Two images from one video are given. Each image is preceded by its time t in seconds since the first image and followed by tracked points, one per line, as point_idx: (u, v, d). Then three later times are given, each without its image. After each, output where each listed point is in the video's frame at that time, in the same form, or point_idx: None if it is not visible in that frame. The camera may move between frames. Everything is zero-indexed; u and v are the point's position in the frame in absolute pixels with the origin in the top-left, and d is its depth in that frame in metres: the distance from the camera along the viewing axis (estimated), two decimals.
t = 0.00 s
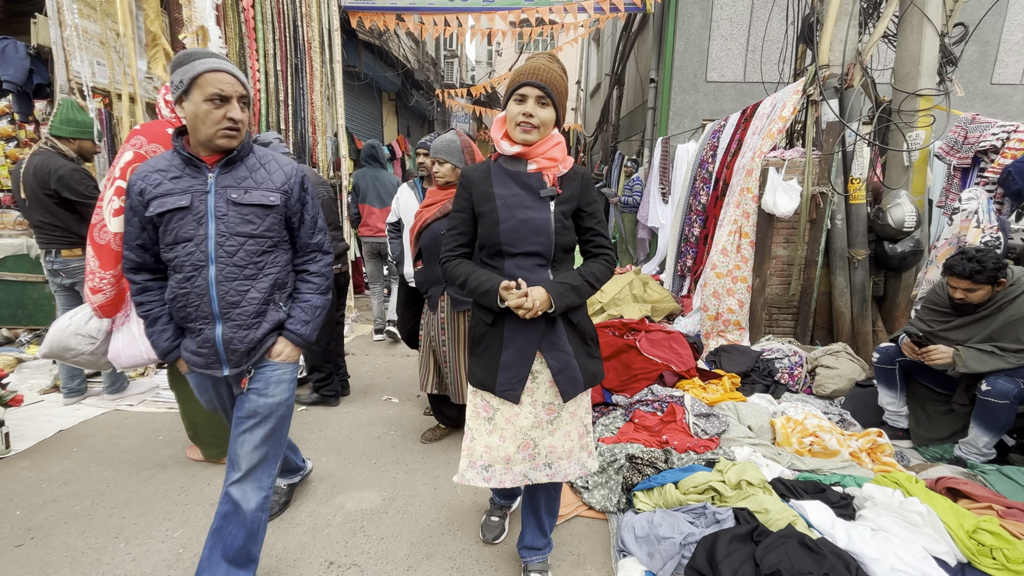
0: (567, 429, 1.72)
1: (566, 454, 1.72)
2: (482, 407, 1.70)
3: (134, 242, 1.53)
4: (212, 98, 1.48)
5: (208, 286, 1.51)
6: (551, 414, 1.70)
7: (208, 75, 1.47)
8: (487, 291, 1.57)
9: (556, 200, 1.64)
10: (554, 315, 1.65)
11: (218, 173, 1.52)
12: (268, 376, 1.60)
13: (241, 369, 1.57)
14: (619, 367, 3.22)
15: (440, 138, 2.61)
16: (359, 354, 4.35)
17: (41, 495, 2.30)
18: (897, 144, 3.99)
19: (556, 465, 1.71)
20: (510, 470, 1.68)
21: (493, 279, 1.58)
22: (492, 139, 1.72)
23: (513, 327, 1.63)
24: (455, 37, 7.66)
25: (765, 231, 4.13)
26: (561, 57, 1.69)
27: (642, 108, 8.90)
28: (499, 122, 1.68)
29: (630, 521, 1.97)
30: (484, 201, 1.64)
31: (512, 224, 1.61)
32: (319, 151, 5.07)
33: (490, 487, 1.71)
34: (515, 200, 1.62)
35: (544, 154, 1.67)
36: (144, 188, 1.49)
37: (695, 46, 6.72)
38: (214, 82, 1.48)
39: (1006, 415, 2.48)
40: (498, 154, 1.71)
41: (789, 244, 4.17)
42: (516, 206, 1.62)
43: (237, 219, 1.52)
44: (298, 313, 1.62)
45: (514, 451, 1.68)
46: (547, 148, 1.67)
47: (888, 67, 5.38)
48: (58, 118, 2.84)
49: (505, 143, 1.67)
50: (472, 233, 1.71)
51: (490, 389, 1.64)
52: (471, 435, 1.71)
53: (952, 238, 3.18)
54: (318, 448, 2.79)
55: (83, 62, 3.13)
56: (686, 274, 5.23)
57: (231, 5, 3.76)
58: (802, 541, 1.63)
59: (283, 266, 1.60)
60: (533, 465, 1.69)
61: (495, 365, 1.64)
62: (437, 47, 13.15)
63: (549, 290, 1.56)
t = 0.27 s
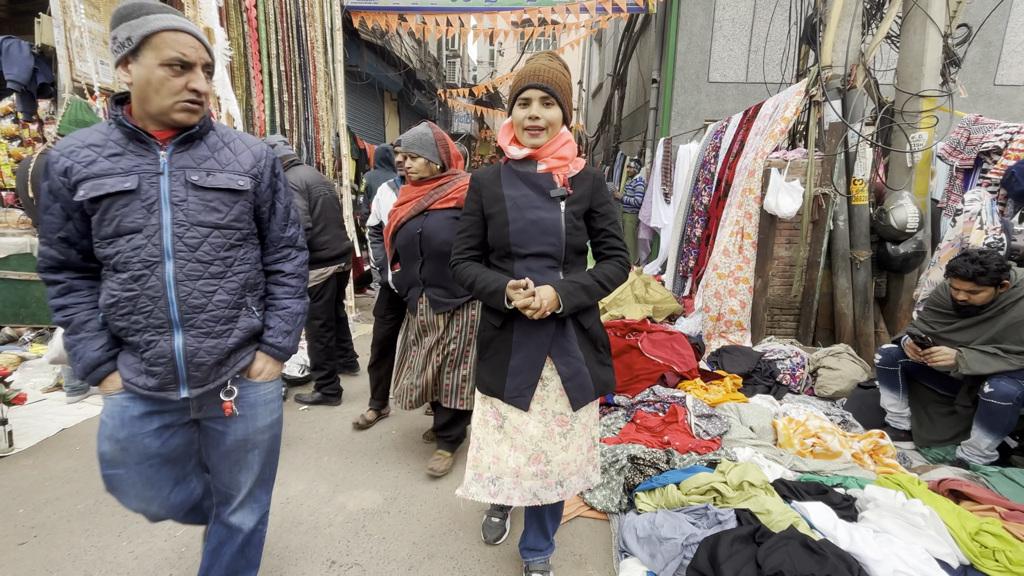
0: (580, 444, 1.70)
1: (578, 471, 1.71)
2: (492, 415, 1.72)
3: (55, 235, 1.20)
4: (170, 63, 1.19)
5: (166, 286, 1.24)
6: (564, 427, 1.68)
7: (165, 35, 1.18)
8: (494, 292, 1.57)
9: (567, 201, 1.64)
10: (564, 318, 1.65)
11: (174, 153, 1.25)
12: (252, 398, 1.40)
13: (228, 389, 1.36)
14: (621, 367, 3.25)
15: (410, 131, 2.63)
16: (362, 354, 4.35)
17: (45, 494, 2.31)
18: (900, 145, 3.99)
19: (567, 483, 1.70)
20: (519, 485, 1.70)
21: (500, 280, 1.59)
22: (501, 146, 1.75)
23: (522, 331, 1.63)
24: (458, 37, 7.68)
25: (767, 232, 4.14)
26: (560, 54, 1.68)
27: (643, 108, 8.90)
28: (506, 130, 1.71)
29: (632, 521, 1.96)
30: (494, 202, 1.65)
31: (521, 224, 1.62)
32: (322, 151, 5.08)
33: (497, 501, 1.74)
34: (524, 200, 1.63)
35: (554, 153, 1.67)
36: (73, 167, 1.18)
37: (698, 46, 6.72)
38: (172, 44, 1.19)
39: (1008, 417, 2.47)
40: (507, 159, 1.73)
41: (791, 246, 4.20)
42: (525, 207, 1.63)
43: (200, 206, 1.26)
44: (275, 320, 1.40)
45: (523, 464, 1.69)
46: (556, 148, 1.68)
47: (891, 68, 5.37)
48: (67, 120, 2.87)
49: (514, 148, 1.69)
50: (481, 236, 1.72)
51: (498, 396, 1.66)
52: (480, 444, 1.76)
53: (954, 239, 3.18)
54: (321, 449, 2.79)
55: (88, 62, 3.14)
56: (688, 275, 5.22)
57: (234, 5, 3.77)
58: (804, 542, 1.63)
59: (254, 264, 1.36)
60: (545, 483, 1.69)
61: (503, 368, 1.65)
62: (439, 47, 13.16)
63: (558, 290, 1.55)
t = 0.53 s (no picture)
0: (586, 452, 1.69)
1: (586, 481, 1.70)
2: (495, 420, 1.74)
3: None
4: (107, 41, 0.99)
5: (106, 309, 1.04)
6: (569, 433, 1.67)
7: (99, 6, 0.97)
8: (500, 293, 1.57)
9: (574, 201, 1.64)
10: (571, 320, 1.65)
11: (108, 148, 1.06)
12: (216, 431, 1.27)
13: (184, 425, 1.20)
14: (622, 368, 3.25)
15: (393, 128, 2.20)
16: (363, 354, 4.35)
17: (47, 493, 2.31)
18: (902, 145, 3.98)
19: (575, 495, 1.69)
20: (523, 491, 1.71)
21: (506, 281, 1.59)
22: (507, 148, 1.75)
23: (528, 334, 1.63)
24: (459, 37, 7.69)
25: (769, 233, 4.13)
26: (560, 54, 1.68)
27: (645, 108, 8.89)
28: (511, 133, 1.71)
29: (633, 521, 1.95)
30: (500, 203, 1.66)
31: (527, 225, 1.62)
32: (323, 150, 5.08)
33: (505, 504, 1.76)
34: (531, 201, 1.63)
35: (560, 153, 1.67)
36: None
37: (699, 47, 6.72)
38: (109, 17, 0.98)
39: (1011, 419, 2.47)
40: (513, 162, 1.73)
41: (792, 246, 4.15)
42: (532, 207, 1.63)
43: (146, 211, 1.08)
44: (237, 341, 1.24)
45: (526, 471, 1.69)
46: (563, 148, 1.68)
47: (894, 68, 5.36)
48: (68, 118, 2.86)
49: (519, 150, 1.69)
50: (488, 237, 1.73)
51: (503, 399, 1.66)
52: (489, 447, 1.78)
53: (956, 240, 3.18)
54: (322, 449, 2.79)
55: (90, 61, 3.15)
56: (690, 275, 5.22)
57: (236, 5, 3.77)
58: (806, 543, 1.63)
59: (209, 278, 1.19)
60: (550, 492, 1.69)
61: (508, 371, 1.65)
62: (440, 48, 13.18)
63: (563, 291, 1.55)
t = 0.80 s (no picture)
0: (590, 452, 1.69)
1: (590, 481, 1.69)
2: (499, 421, 1.75)
3: None
4: None
5: None
6: (572, 434, 1.67)
7: None
8: (504, 295, 1.57)
9: (579, 201, 1.64)
10: (575, 322, 1.64)
11: None
12: (116, 484, 1.04)
13: (67, 484, 0.98)
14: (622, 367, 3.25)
15: (367, 112, 1.97)
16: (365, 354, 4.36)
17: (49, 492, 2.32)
18: (903, 145, 3.97)
19: (578, 495, 1.69)
20: (530, 488, 1.73)
21: (511, 283, 1.58)
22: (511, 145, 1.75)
23: (530, 335, 1.63)
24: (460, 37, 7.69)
25: (770, 232, 4.13)
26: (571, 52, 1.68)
27: (646, 108, 8.89)
28: (515, 129, 1.71)
29: (634, 521, 1.95)
30: (502, 203, 1.66)
31: (530, 225, 1.61)
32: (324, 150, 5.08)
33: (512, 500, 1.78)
34: (534, 202, 1.63)
35: (563, 152, 1.66)
36: None
37: (700, 46, 6.71)
38: None
39: (1013, 419, 2.47)
40: (517, 159, 1.73)
41: (793, 246, 4.12)
42: (535, 207, 1.62)
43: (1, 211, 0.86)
44: (137, 368, 1.03)
45: (530, 471, 1.70)
46: (566, 147, 1.67)
47: (895, 68, 5.35)
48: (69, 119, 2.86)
49: (523, 146, 1.69)
50: (489, 237, 1.72)
51: (506, 400, 1.67)
52: (494, 447, 1.80)
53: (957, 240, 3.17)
54: (324, 447, 2.80)
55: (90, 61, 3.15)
56: (690, 275, 5.21)
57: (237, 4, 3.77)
58: (807, 543, 1.62)
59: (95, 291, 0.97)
60: (552, 491, 1.69)
61: (511, 373, 1.65)
62: (440, 47, 13.18)
63: (568, 293, 1.55)
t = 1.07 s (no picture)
0: (592, 446, 1.69)
1: (591, 473, 1.70)
2: (497, 419, 1.72)
3: None
4: None
5: None
6: (573, 428, 1.68)
7: None
8: (506, 296, 1.57)
9: (577, 201, 1.63)
10: (575, 321, 1.64)
11: None
12: None
13: None
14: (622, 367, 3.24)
15: (315, 109, 1.69)
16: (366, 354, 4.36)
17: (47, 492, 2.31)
18: (903, 144, 3.97)
19: (579, 485, 1.70)
20: (530, 481, 1.72)
21: (513, 284, 1.58)
22: (510, 144, 1.74)
23: (531, 335, 1.63)
24: (460, 36, 7.68)
25: (770, 232, 4.13)
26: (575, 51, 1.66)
27: (645, 108, 8.88)
28: (515, 128, 1.70)
29: (634, 521, 1.95)
30: (502, 202, 1.66)
31: (530, 225, 1.61)
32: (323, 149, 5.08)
33: (510, 496, 1.76)
34: (533, 201, 1.62)
35: (563, 153, 1.67)
36: None
37: (700, 46, 6.71)
38: None
39: (1013, 419, 2.46)
40: (516, 158, 1.73)
41: (793, 245, 4.13)
42: (534, 207, 1.62)
43: None
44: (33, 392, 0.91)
45: (532, 465, 1.71)
46: (564, 149, 1.67)
47: (895, 67, 5.35)
48: (67, 118, 2.85)
49: (523, 146, 1.69)
50: (489, 236, 1.72)
51: (506, 399, 1.65)
52: (489, 446, 1.76)
53: (956, 240, 3.16)
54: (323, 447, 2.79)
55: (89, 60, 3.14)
56: (690, 274, 5.21)
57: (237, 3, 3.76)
58: (806, 543, 1.62)
59: None
60: (555, 479, 1.71)
61: (512, 372, 1.64)
62: (440, 47, 13.18)
63: (569, 293, 1.55)
